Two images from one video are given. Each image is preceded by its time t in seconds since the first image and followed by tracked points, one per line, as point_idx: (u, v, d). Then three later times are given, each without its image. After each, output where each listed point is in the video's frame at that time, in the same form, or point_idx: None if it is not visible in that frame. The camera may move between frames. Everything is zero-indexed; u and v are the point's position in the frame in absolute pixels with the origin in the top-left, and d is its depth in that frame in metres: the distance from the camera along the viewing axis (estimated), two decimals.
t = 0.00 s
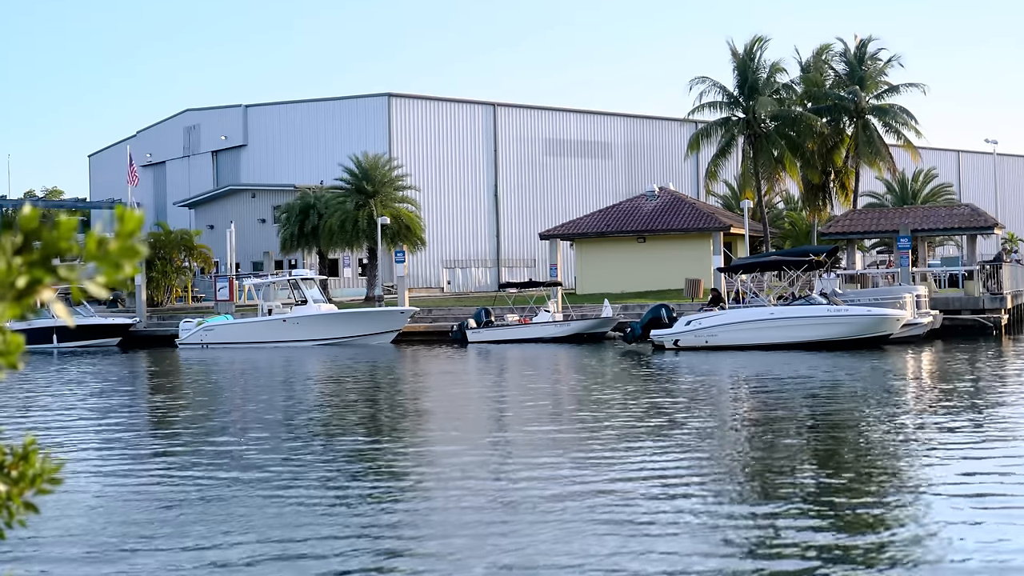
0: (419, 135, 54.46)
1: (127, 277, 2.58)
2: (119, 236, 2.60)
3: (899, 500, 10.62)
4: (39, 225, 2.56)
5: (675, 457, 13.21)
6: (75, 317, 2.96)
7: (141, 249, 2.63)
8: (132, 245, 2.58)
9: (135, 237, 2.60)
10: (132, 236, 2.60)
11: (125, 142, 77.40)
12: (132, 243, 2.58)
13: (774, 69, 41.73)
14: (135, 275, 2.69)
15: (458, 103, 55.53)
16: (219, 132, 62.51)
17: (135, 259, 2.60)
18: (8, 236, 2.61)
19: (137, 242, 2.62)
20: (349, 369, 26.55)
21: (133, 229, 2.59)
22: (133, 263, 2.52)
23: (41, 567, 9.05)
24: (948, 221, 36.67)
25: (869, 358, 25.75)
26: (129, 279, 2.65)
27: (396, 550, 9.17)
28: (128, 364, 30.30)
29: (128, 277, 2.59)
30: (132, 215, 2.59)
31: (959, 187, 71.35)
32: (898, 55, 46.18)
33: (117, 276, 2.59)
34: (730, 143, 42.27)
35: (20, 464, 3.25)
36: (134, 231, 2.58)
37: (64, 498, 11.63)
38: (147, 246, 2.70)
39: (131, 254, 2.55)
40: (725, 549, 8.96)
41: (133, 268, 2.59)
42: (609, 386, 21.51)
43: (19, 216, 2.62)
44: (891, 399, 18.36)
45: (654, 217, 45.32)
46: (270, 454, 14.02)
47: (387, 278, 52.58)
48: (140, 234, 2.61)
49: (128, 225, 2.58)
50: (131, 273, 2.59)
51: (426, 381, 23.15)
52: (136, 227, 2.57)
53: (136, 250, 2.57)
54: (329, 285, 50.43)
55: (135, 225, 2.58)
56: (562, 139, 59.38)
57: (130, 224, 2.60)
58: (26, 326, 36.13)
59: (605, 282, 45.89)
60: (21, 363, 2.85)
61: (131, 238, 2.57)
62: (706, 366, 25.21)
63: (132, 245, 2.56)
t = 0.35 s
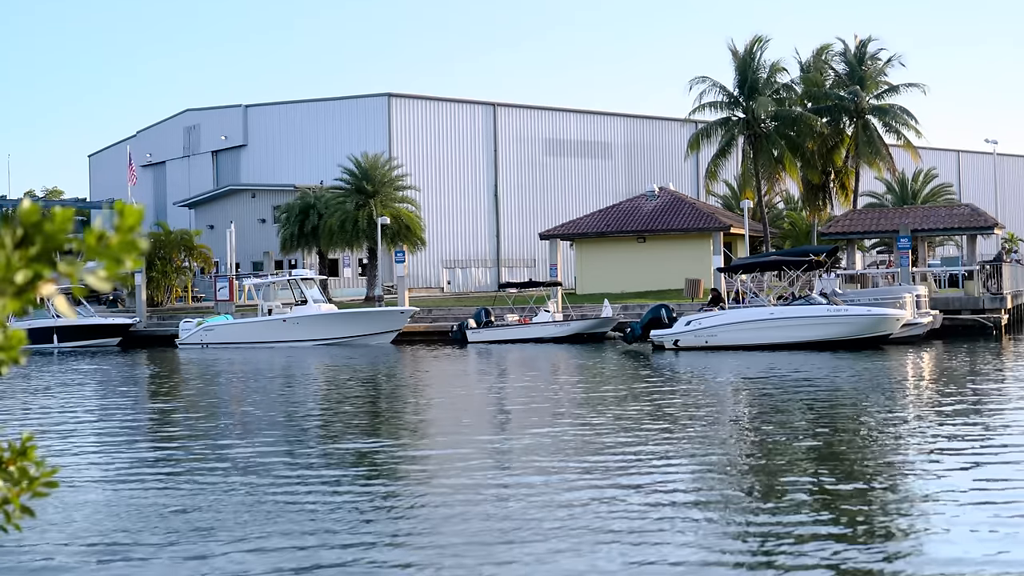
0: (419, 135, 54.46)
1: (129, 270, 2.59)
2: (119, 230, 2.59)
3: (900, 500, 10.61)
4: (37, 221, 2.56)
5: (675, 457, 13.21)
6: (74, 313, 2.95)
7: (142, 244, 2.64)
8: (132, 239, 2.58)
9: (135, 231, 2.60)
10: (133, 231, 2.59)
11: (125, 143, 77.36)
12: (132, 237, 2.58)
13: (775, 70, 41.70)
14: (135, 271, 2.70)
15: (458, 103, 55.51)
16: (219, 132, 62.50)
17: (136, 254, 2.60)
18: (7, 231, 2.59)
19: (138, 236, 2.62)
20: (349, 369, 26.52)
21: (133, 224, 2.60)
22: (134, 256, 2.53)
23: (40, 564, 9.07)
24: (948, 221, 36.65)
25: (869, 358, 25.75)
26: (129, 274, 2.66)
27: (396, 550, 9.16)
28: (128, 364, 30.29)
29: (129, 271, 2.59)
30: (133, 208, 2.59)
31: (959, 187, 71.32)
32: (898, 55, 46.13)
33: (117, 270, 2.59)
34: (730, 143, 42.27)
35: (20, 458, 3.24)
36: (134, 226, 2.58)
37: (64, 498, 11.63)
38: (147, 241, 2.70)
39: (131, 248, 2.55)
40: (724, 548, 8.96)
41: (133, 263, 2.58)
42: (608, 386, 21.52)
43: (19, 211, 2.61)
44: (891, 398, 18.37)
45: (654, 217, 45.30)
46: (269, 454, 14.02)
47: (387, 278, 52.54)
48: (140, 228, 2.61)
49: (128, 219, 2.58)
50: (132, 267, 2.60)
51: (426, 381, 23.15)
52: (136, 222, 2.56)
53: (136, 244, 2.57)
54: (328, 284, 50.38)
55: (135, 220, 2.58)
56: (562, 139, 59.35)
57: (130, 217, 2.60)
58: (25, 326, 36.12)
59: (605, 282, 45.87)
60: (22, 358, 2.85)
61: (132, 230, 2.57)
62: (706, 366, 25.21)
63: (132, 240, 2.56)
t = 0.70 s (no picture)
0: (419, 135, 54.47)
1: (128, 270, 2.59)
2: (120, 228, 2.58)
3: (899, 500, 10.61)
4: (37, 221, 2.56)
5: (674, 456, 13.22)
6: (74, 313, 2.95)
7: (142, 242, 2.62)
8: (132, 238, 2.56)
9: (135, 230, 2.59)
10: (133, 229, 2.58)
11: (125, 143, 77.39)
12: (131, 236, 2.57)
13: (775, 70, 41.69)
14: (134, 270, 2.69)
15: (458, 103, 55.52)
16: (219, 132, 62.50)
17: (136, 253, 2.59)
18: (6, 231, 2.59)
19: (137, 234, 2.61)
20: (349, 369, 26.51)
21: (133, 222, 2.59)
22: (135, 254, 2.52)
23: (41, 565, 9.06)
24: (948, 221, 36.65)
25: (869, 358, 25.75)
26: (130, 272, 2.65)
27: (396, 550, 9.15)
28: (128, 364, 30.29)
29: (129, 269, 2.58)
30: (132, 207, 2.58)
31: (959, 187, 71.33)
32: (898, 56, 46.14)
33: (117, 268, 2.58)
34: (730, 142, 42.24)
35: (20, 455, 3.22)
36: (134, 225, 2.57)
37: (63, 499, 11.60)
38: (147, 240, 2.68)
39: (131, 247, 2.54)
40: (724, 550, 8.96)
41: (132, 261, 2.57)
42: (608, 386, 21.52)
43: (18, 210, 2.61)
44: (890, 398, 18.37)
45: (654, 217, 45.30)
46: (268, 454, 14.01)
47: (387, 278, 52.54)
48: (140, 226, 2.60)
49: (128, 218, 2.57)
50: (132, 265, 2.59)
51: (426, 381, 23.15)
52: (136, 220, 2.56)
53: (136, 243, 2.56)
54: (329, 285, 50.39)
55: (135, 218, 2.57)
56: (562, 139, 59.35)
57: (130, 216, 2.59)
58: (26, 327, 36.11)
59: (605, 282, 45.87)
60: (20, 357, 2.84)
61: (130, 229, 2.57)
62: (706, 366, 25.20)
63: (131, 239, 2.55)
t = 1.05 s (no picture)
0: (419, 135, 54.46)
1: (126, 277, 2.57)
2: (118, 236, 2.57)
3: (900, 501, 10.59)
4: (35, 227, 2.54)
5: (674, 456, 13.21)
6: (72, 318, 2.94)
7: (139, 249, 2.61)
8: (130, 245, 2.56)
9: (133, 237, 2.57)
10: (131, 236, 2.57)
11: (125, 143, 77.39)
12: (130, 243, 2.56)
13: (775, 70, 41.68)
14: (132, 276, 2.68)
15: (458, 103, 55.52)
16: (219, 132, 62.48)
17: (133, 259, 2.59)
18: (5, 237, 2.57)
19: (135, 242, 2.59)
20: (349, 369, 26.51)
21: (132, 230, 2.57)
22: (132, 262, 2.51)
23: (42, 566, 9.06)
24: (948, 221, 36.64)
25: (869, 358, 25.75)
26: (127, 278, 2.64)
27: (398, 551, 9.14)
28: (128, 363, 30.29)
29: (126, 277, 2.57)
30: (130, 215, 2.56)
31: (959, 187, 71.31)
32: (898, 56, 46.13)
33: (114, 276, 2.57)
34: (730, 143, 42.22)
35: (18, 461, 3.22)
36: (133, 232, 2.56)
37: (63, 499, 11.59)
38: (145, 247, 2.68)
39: (128, 254, 2.54)
40: (725, 550, 8.97)
41: (129, 269, 2.56)
42: (608, 386, 21.51)
43: (17, 216, 2.60)
44: (889, 398, 18.38)
45: (654, 217, 45.29)
46: (269, 454, 14.01)
47: (387, 278, 52.52)
48: (138, 234, 2.58)
49: (126, 226, 2.56)
50: (129, 272, 2.57)
51: (426, 381, 23.15)
52: (134, 229, 2.54)
53: (133, 249, 2.55)
54: (329, 285, 50.37)
55: (133, 226, 2.56)
56: (562, 139, 59.34)
57: (128, 223, 2.58)
58: (25, 327, 36.11)
59: (605, 282, 45.87)
60: (18, 361, 2.83)
61: (129, 237, 2.55)
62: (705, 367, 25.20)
63: (129, 245, 2.54)
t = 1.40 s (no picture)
0: (419, 135, 54.45)
1: (127, 274, 2.56)
2: (118, 233, 2.56)
3: (902, 501, 10.60)
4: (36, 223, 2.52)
5: (675, 456, 13.22)
6: (72, 316, 2.93)
7: (140, 246, 2.60)
8: (130, 243, 2.54)
9: (133, 235, 2.56)
10: (131, 234, 2.56)
11: (124, 143, 77.40)
12: (131, 241, 2.55)
13: (775, 70, 41.68)
14: (133, 275, 2.67)
15: (458, 103, 55.51)
16: (219, 131, 62.48)
17: (133, 257, 2.56)
18: (4, 235, 2.55)
19: (135, 239, 2.58)
20: (349, 369, 26.50)
21: (132, 228, 2.56)
22: (133, 260, 2.50)
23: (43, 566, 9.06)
24: (948, 221, 36.65)
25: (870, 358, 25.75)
26: (128, 277, 2.63)
27: (398, 550, 9.14)
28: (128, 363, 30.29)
29: (128, 275, 2.56)
30: (130, 213, 2.55)
31: (959, 187, 71.32)
32: (898, 56, 46.12)
33: (115, 273, 2.56)
34: (730, 143, 42.16)
35: (15, 462, 3.20)
36: (133, 229, 2.55)
37: (63, 499, 11.59)
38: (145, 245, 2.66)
39: (129, 251, 2.52)
40: (726, 549, 8.97)
41: (130, 267, 2.54)
42: (608, 386, 21.52)
43: (17, 214, 2.59)
44: (888, 398, 18.39)
45: (654, 217, 45.29)
46: (270, 454, 14.00)
47: (387, 278, 52.52)
48: (139, 232, 2.57)
49: (126, 223, 2.55)
50: (130, 269, 2.56)
51: (426, 381, 23.16)
52: (134, 225, 2.53)
53: (134, 247, 2.54)
54: (329, 285, 50.36)
55: (133, 223, 2.54)
56: (562, 139, 59.34)
57: (129, 220, 2.57)
58: (25, 327, 36.10)
59: (604, 282, 45.87)
60: (17, 358, 2.82)
61: (129, 235, 2.55)
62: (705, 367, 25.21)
63: (130, 243, 2.53)
